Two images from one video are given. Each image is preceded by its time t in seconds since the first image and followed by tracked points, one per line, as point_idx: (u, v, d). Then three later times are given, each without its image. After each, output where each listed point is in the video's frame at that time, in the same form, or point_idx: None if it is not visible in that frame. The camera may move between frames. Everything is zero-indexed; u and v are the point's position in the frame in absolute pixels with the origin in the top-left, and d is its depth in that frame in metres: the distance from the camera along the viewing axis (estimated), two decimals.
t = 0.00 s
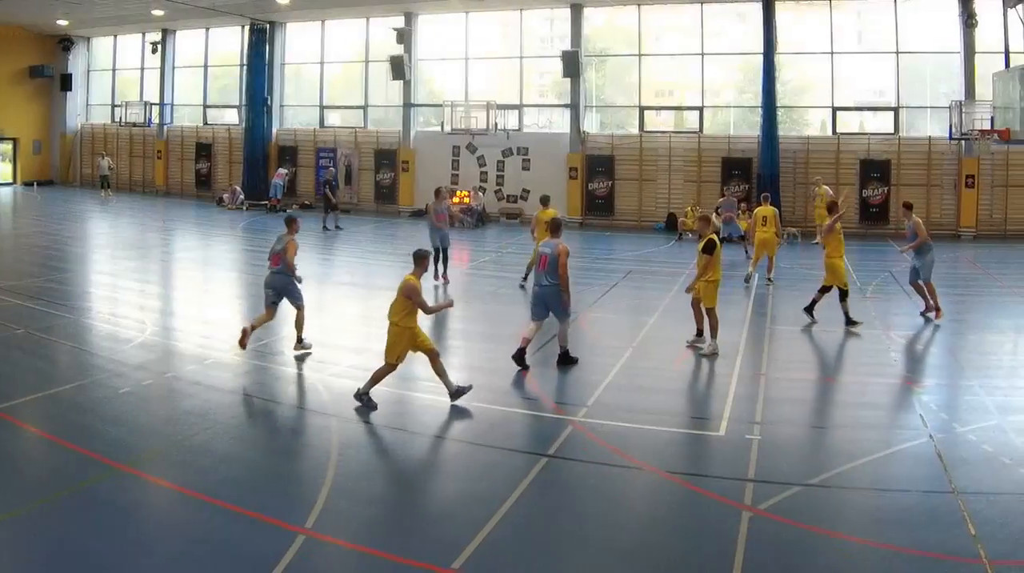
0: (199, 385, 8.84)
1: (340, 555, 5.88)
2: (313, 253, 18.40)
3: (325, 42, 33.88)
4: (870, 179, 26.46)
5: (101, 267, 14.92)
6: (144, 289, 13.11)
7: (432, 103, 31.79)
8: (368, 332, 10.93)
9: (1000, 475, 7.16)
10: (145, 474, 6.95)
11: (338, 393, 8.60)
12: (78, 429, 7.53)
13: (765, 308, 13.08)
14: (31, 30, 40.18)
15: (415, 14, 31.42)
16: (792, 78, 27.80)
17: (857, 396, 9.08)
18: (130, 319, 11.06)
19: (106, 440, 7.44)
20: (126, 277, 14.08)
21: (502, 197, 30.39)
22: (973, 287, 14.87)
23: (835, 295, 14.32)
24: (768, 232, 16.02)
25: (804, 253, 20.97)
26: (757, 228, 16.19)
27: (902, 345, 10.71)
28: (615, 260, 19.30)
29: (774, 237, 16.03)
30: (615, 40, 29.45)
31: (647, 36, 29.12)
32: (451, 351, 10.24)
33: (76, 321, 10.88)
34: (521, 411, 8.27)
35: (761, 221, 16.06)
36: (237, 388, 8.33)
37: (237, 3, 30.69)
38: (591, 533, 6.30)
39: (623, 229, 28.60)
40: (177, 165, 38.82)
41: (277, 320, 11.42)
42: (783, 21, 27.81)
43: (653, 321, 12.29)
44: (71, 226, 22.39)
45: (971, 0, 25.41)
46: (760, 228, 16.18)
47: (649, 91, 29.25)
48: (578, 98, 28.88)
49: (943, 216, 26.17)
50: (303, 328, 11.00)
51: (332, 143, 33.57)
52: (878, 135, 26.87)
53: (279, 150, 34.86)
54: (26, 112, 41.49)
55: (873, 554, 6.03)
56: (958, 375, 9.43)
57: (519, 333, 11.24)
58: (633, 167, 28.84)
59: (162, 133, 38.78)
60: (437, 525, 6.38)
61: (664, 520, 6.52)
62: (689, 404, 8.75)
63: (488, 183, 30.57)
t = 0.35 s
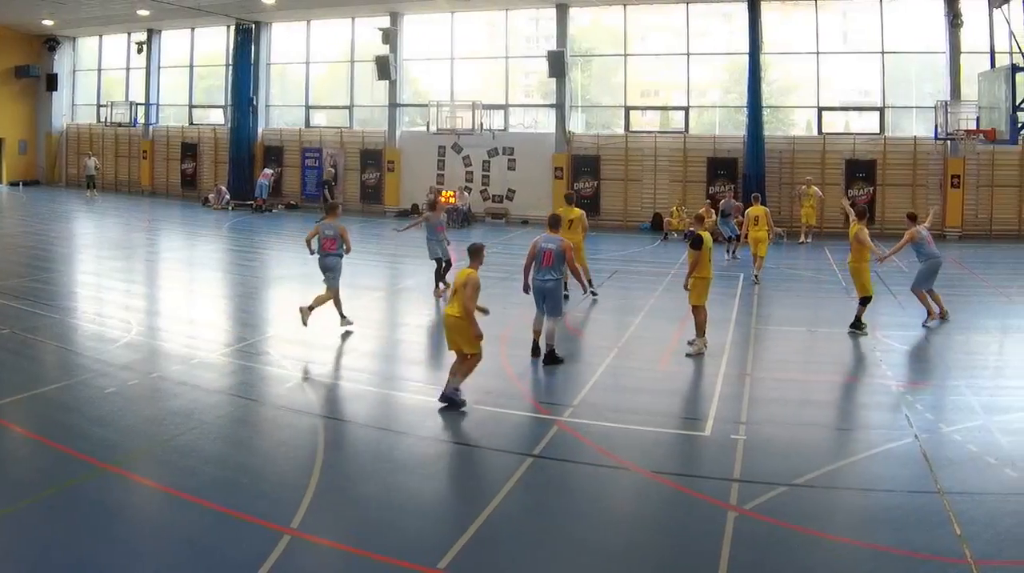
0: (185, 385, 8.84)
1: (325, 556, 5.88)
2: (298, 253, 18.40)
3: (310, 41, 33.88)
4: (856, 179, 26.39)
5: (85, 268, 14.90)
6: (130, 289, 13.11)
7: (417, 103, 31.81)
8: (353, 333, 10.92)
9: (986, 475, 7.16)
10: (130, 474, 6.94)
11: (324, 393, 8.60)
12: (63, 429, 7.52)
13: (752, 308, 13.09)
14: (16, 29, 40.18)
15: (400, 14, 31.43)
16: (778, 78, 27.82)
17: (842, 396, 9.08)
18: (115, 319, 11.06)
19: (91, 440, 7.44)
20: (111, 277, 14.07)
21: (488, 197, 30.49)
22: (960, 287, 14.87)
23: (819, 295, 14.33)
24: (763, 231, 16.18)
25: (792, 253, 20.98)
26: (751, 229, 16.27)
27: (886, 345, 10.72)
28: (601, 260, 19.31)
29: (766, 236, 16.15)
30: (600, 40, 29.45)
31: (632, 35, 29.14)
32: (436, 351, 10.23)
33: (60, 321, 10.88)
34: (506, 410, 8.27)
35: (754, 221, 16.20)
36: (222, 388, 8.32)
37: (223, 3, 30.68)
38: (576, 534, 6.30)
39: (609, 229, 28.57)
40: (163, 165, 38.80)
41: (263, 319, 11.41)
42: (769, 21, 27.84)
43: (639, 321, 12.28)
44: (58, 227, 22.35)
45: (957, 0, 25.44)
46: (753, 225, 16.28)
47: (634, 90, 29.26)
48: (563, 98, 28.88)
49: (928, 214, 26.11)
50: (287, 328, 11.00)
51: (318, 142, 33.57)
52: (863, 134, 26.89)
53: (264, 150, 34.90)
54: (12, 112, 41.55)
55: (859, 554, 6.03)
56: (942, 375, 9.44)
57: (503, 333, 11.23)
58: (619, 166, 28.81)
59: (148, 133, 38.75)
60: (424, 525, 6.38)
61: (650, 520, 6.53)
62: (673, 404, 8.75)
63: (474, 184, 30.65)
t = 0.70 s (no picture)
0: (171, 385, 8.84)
1: (311, 555, 5.88)
2: (285, 253, 18.40)
3: (297, 41, 33.86)
4: (843, 179, 26.46)
5: (71, 268, 14.91)
6: (116, 289, 13.11)
7: (404, 103, 31.81)
8: (340, 333, 10.92)
9: (974, 476, 7.15)
10: (117, 474, 6.95)
11: (311, 393, 8.60)
12: (51, 429, 7.53)
13: (740, 308, 13.09)
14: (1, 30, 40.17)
15: (387, 14, 31.41)
16: (764, 77, 27.81)
17: (828, 396, 9.07)
18: (101, 319, 11.06)
19: (79, 439, 7.44)
20: (97, 277, 14.07)
21: (474, 197, 30.56)
22: (948, 287, 14.86)
23: (805, 295, 14.34)
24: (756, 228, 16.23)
25: (780, 253, 20.98)
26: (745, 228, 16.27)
27: (872, 345, 10.72)
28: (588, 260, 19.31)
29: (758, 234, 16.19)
30: (586, 40, 29.41)
31: (619, 35, 29.11)
32: (423, 351, 10.23)
33: (47, 321, 10.89)
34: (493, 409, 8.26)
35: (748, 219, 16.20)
36: (209, 388, 8.32)
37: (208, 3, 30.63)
38: (564, 534, 6.30)
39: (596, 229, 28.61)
40: (149, 165, 38.81)
41: (250, 319, 11.41)
42: (755, 21, 27.81)
43: (628, 321, 12.29)
44: (45, 227, 22.35)
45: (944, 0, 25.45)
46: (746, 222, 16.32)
47: (621, 90, 29.25)
48: (550, 98, 28.86)
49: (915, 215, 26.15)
50: (274, 328, 11.00)
51: (305, 142, 33.55)
52: (850, 134, 26.92)
53: (251, 150, 34.92)
54: None
55: (845, 553, 6.02)
56: (930, 375, 9.44)
57: (490, 333, 11.22)
58: (605, 167, 28.79)
59: (134, 133, 38.75)
60: (410, 525, 6.39)
61: (637, 519, 6.53)
62: (660, 403, 8.75)
63: (461, 183, 30.71)
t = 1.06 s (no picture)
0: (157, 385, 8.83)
1: (296, 556, 5.88)
2: (271, 252, 18.39)
3: (283, 41, 33.85)
4: (828, 179, 26.40)
5: (56, 268, 14.89)
6: (101, 288, 13.11)
7: (389, 103, 31.75)
8: (326, 333, 10.92)
9: (958, 476, 7.16)
10: (103, 474, 6.94)
11: (296, 393, 8.60)
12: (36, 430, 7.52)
13: (726, 308, 13.12)
14: None
15: (372, 14, 31.38)
16: (750, 77, 27.82)
17: (813, 396, 9.08)
18: (87, 319, 11.06)
19: (64, 439, 7.44)
20: (81, 277, 14.06)
21: (460, 197, 30.54)
22: (934, 287, 14.86)
23: (790, 295, 14.34)
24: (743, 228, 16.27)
25: (768, 253, 20.97)
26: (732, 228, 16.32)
27: (857, 345, 10.73)
28: (574, 260, 19.29)
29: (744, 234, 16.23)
30: (572, 40, 29.40)
31: (604, 35, 29.11)
32: (409, 351, 10.22)
33: (31, 321, 10.88)
34: (478, 409, 8.26)
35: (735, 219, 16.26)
36: (195, 388, 8.31)
37: (193, 3, 30.61)
38: (549, 534, 6.29)
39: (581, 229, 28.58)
40: (135, 165, 38.74)
41: (236, 319, 11.40)
42: (741, 21, 27.80)
43: (615, 321, 12.31)
44: (30, 227, 22.31)
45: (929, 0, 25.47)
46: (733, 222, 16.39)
47: (606, 90, 29.23)
48: (535, 98, 28.82)
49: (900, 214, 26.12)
50: (260, 328, 10.99)
51: (291, 143, 33.47)
52: (836, 134, 26.92)
53: (236, 151, 34.83)
54: None
55: (830, 553, 6.02)
56: (915, 375, 9.44)
57: (476, 332, 11.21)
58: (591, 166, 28.78)
59: (120, 133, 38.70)
60: (396, 525, 6.38)
61: (623, 519, 6.52)
62: (646, 403, 8.75)
63: (446, 184, 30.67)
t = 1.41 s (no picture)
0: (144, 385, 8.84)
1: (282, 556, 5.88)
2: (258, 252, 18.40)
3: (269, 42, 33.85)
4: (815, 179, 26.46)
5: (42, 268, 14.89)
6: (89, 288, 13.11)
7: (376, 103, 31.73)
8: (312, 332, 10.92)
9: (946, 476, 7.15)
10: (90, 474, 6.94)
11: (282, 393, 8.60)
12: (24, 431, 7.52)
13: (714, 307, 13.13)
14: None
15: (358, 14, 31.36)
16: (737, 77, 27.82)
17: (800, 396, 9.08)
18: (74, 319, 11.06)
19: (51, 440, 7.43)
20: (68, 277, 14.06)
21: (447, 197, 30.55)
22: (922, 287, 14.86)
23: (777, 294, 14.34)
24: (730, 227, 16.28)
25: (756, 253, 20.96)
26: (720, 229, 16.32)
27: (844, 345, 10.73)
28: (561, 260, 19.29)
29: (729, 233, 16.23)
30: (559, 40, 29.37)
31: (591, 34, 29.09)
32: (397, 351, 10.22)
33: (18, 321, 10.88)
34: (464, 409, 8.26)
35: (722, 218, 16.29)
36: (181, 388, 8.31)
37: (180, 3, 30.58)
38: (536, 535, 6.29)
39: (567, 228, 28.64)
40: (122, 165, 38.71)
41: (223, 319, 11.41)
42: (729, 21, 27.78)
43: (603, 320, 12.32)
44: (17, 227, 22.28)
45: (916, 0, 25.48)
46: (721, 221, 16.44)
47: (593, 90, 29.22)
48: (521, 97, 28.77)
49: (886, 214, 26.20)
50: (247, 328, 10.99)
51: (278, 143, 33.45)
52: (823, 135, 26.95)
53: (223, 151, 34.79)
54: None
55: (817, 553, 6.02)
56: (902, 375, 9.44)
57: (463, 333, 11.21)
58: (578, 166, 28.74)
59: (107, 133, 38.68)
60: (381, 525, 6.38)
61: (610, 520, 6.52)
62: (634, 404, 8.76)
63: (433, 183, 30.67)
